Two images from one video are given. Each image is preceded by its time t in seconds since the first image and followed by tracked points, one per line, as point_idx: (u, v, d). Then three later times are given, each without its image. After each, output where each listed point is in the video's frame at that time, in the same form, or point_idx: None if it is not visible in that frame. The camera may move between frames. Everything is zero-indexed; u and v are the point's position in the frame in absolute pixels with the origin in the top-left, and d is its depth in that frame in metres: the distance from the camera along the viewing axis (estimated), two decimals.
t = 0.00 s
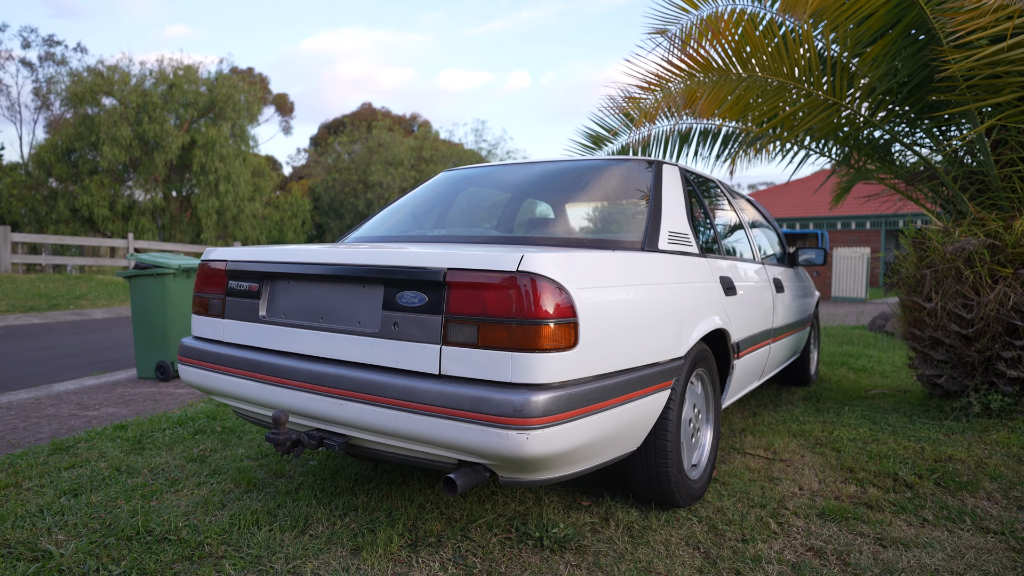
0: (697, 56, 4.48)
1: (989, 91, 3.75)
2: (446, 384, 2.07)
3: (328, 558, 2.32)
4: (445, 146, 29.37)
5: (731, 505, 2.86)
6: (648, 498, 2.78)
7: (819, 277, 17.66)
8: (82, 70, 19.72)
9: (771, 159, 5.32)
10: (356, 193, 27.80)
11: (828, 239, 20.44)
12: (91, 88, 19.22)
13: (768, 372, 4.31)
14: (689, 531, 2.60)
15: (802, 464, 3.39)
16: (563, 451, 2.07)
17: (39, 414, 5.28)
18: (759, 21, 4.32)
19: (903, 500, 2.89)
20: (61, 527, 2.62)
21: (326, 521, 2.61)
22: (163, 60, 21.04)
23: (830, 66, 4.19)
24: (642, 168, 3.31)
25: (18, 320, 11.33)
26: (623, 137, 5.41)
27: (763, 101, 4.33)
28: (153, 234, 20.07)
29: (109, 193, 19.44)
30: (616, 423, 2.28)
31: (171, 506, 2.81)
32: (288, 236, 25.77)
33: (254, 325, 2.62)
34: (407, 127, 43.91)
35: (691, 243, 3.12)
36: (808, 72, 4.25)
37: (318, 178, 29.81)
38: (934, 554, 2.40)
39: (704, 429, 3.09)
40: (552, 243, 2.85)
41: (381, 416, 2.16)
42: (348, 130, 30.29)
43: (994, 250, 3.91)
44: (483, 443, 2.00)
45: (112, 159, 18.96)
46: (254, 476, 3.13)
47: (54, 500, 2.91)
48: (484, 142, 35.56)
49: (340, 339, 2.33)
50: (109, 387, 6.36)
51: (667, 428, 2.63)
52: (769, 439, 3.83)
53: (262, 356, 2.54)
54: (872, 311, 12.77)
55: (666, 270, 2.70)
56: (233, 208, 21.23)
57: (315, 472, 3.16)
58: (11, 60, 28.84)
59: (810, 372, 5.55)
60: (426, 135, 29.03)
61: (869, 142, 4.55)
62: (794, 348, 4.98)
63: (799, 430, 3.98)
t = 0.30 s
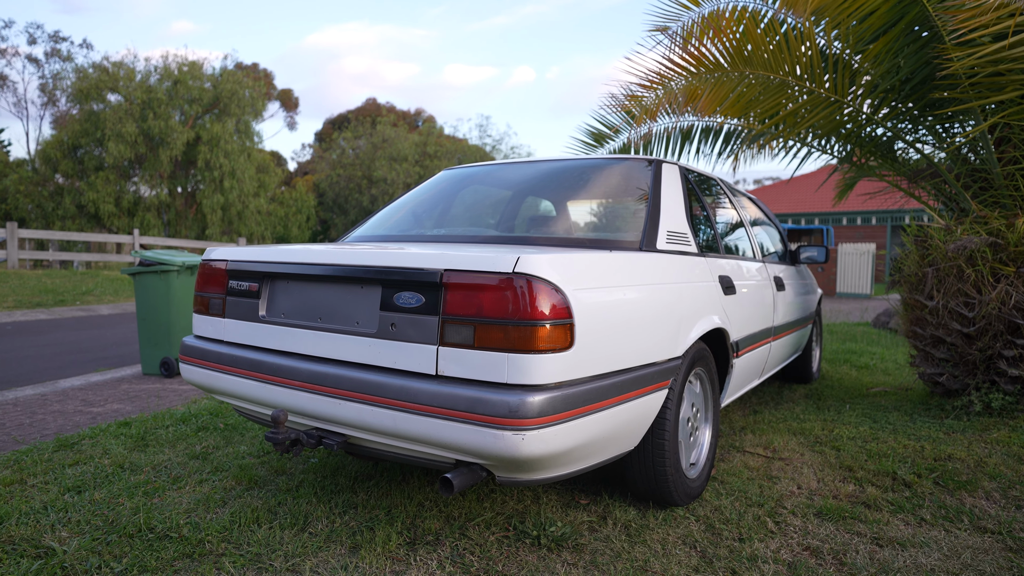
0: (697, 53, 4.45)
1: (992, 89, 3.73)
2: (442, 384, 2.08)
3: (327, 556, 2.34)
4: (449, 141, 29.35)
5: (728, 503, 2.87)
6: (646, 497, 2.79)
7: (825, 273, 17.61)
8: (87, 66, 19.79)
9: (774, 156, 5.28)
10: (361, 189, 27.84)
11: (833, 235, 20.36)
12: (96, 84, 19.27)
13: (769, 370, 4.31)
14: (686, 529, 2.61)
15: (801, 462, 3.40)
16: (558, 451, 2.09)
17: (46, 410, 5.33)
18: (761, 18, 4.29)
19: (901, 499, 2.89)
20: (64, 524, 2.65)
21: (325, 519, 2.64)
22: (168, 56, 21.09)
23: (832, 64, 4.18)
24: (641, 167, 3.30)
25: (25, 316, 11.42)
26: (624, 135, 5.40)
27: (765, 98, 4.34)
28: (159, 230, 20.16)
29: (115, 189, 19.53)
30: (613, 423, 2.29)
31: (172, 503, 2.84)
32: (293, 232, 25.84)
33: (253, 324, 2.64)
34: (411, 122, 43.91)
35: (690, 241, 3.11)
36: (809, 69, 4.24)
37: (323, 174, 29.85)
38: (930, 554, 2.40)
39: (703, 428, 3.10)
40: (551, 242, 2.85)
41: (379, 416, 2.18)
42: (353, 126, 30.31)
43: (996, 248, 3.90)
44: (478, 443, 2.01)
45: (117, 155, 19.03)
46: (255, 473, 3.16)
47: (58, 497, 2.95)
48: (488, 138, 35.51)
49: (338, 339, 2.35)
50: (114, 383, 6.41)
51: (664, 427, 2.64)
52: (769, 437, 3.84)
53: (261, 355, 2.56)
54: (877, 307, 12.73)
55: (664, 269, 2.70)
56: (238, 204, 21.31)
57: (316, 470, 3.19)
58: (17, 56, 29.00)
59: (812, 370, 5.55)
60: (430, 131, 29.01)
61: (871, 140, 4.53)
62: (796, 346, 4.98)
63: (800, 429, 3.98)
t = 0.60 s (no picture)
0: (699, 52, 4.44)
1: (995, 87, 3.72)
2: (439, 386, 2.09)
3: (325, 555, 2.36)
4: (454, 137, 29.30)
5: (726, 504, 2.88)
6: (644, 497, 2.80)
7: (830, 269, 17.54)
8: (92, 63, 19.82)
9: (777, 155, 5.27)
10: (365, 186, 27.85)
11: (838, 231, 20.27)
12: (101, 81, 19.30)
13: (770, 370, 4.30)
14: (683, 530, 2.62)
15: (800, 462, 3.40)
16: (554, 453, 2.10)
17: (51, 407, 5.38)
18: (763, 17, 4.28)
19: (899, 500, 2.90)
20: (67, 522, 2.68)
21: (325, 518, 2.65)
22: (173, 53, 21.12)
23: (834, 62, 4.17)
24: (641, 167, 3.29)
25: (32, 312, 11.50)
26: (625, 134, 5.39)
27: (767, 97, 4.32)
28: (164, 227, 20.24)
29: (120, 186, 19.60)
30: (610, 424, 2.30)
31: (174, 502, 2.86)
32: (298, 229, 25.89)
33: (253, 325, 2.65)
34: (416, 118, 43.89)
35: (689, 242, 3.10)
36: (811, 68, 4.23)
37: (328, 170, 29.88)
38: (927, 556, 2.41)
39: (702, 428, 3.10)
40: (550, 243, 2.86)
41: (377, 418, 2.19)
42: (357, 122, 30.31)
43: (999, 248, 3.89)
44: (475, 445, 2.02)
45: (123, 152, 19.09)
46: (256, 472, 3.18)
47: (61, 495, 2.98)
48: (493, 134, 35.46)
49: (336, 340, 2.36)
50: (119, 380, 6.45)
51: (662, 428, 2.65)
52: (769, 437, 3.84)
53: (260, 356, 2.58)
54: (881, 305, 12.68)
55: (662, 271, 2.70)
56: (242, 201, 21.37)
57: (316, 469, 3.21)
58: (23, 53, 29.12)
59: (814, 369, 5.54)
60: (435, 127, 28.95)
61: (874, 139, 4.51)
62: (797, 345, 4.98)
63: (800, 428, 3.98)
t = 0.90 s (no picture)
0: (699, 51, 4.43)
1: (997, 86, 3.70)
2: (434, 389, 2.10)
3: (323, 555, 2.37)
4: (458, 133, 29.26)
5: (723, 504, 2.89)
6: (640, 497, 2.81)
7: (835, 265, 17.51)
8: (97, 59, 19.87)
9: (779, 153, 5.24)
10: (370, 181, 27.87)
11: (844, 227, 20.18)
12: (107, 78, 19.34)
13: (770, 369, 4.30)
14: (680, 531, 2.63)
15: (799, 463, 3.40)
16: (548, 455, 2.11)
17: (56, 404, 5.42)
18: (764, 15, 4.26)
19: (896, 501, 2.90)
20: (69, 521, 2.71)
21: (323, 517, 2.68)
22: (178, 49, 21.16)
23: (835, 61, 4.15)
24: (639, 167, 3.29)
25: (39, 309, 11.58)
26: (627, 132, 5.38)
27: (768, 95, 4.32)
28: (170, 223, 20.33)
29: (126, 182, 19.68)
30: (604, 426, 2.31)
31: (175, 501, 2.89)
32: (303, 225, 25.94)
33: (251, 326, 2.67)
34: (421, 114, 43.99)
35: (687, 242, 3.09)
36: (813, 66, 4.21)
37: (333, 165, 29.91)
38: (923, 558, 2.41)
39: (700, 429, 3.10)
40: (548, 245, 2.86)
41: (373, 420, 2.21)
42: (362, 118, 30.32)
43: (1001, 248, 3.87)
44: (469, 448, 2.03)
45: (128, 148, 19.15)
46: (256, 471, 3.20)
47: (63, 494, 3.01)
48: (498, 130, 35.40)
49: (333, 342, 2.38)
50: (124, 377, 6.51)
51: (658, 429, 2.65)
52: (768, 436, 3.84)
53: (258, 357, 2.59)
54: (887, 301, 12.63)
55: (659, 272, 2.70)
56: (247, 196, 21.61)
57: (316, 468, 3.23)
58: (29, 50, 29.25)
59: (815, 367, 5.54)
60: (440, 123, 28.89)
61: (876, 137, 4.49)
62: (799, 344, 4.97)
63: (800, 427, 3.98)
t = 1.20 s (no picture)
0: (699, 51, 4.41)
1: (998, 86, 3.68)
2: (428, 391, 2.11)
3: (319, 556, 2.39)
4: (462, 129, 29.25)
5: (720, 505, 2.89)
6: (637, 498, 2.82)
7: (839, 263, 17.48)
8: (102, 57, 19.92)
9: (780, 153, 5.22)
10: (374, 178, 27.90)
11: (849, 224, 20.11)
12: (111, 75, 19.38)
13: (770, 369, 4.29)
14: (675, 532, 2.64)
15: (796, 463, 3.40)
16: (542, 458, 2.11)
17: (59, 402, 5.46)
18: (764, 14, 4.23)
19: (893, 503, 2.90)
20: (69, 520, 2.73)
21: (320, 517, 2.69)
22: (182, 46, 21.20)
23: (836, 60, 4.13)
24: (637, 168, 3.29)
25: (44, 306, 11.65)
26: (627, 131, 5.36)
27: (767, 95, 4.30)
28: (174, 219, 20.39)
29: (130, 179, 19.74)
30: (599, 429, 2.31)
31: (174, 500, 2.91)
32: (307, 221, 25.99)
33: (249, 328, 2.68)
34: (425, 111, 44.01)
35: (684, 243, 3.09)
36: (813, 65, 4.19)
37: (336, 162, 29.91)
38: (918, 560, 2.41)
39: (696, 430, 3.11)
40: (545, 246, 2.86)
41: (368, 421, 2.22)
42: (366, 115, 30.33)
43: (1001, 248, 3.86)
44: (463, 450, 2.04)
45: (133, 145, 19.21)
46: (255, 471, 3.22)
47: (64, 493, 3.04)
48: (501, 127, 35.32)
49: (329, 344, 2.39)
50: (126, 375, 6.54)
51: (654, 431, 2.66)
52: (767, 436, 3.84)
53: (256, 358, 2.61)
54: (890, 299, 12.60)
55: (655, 274, 2.70)
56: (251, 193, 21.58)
57: (315, 468, 3.25)
58: (35, 47, 29.35)
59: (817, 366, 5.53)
60: (443, 119, 28.86)
61: (876, 137, 4.47)
62: (799, 343, 4.97)
63: (798, 428, 3.98)
